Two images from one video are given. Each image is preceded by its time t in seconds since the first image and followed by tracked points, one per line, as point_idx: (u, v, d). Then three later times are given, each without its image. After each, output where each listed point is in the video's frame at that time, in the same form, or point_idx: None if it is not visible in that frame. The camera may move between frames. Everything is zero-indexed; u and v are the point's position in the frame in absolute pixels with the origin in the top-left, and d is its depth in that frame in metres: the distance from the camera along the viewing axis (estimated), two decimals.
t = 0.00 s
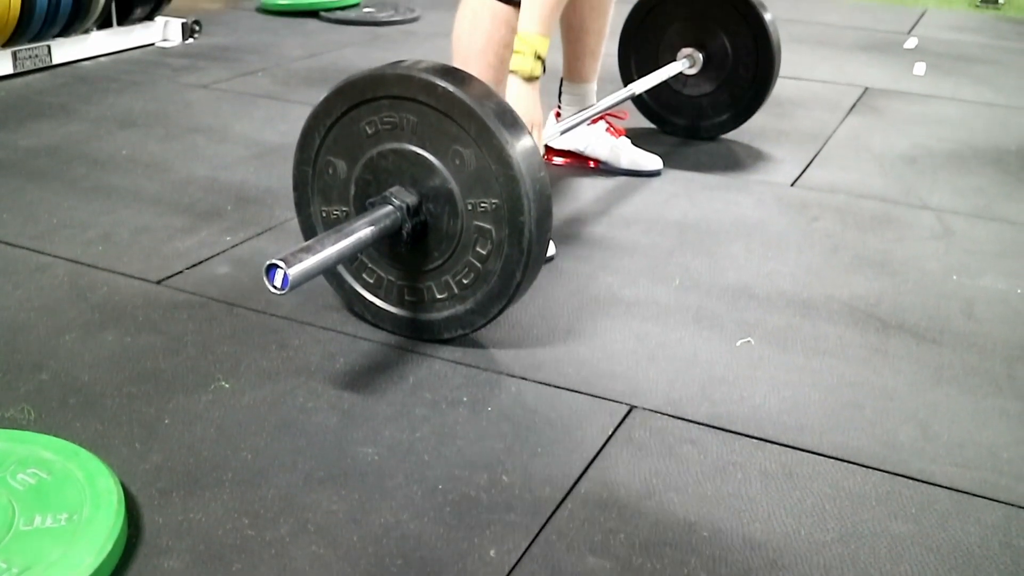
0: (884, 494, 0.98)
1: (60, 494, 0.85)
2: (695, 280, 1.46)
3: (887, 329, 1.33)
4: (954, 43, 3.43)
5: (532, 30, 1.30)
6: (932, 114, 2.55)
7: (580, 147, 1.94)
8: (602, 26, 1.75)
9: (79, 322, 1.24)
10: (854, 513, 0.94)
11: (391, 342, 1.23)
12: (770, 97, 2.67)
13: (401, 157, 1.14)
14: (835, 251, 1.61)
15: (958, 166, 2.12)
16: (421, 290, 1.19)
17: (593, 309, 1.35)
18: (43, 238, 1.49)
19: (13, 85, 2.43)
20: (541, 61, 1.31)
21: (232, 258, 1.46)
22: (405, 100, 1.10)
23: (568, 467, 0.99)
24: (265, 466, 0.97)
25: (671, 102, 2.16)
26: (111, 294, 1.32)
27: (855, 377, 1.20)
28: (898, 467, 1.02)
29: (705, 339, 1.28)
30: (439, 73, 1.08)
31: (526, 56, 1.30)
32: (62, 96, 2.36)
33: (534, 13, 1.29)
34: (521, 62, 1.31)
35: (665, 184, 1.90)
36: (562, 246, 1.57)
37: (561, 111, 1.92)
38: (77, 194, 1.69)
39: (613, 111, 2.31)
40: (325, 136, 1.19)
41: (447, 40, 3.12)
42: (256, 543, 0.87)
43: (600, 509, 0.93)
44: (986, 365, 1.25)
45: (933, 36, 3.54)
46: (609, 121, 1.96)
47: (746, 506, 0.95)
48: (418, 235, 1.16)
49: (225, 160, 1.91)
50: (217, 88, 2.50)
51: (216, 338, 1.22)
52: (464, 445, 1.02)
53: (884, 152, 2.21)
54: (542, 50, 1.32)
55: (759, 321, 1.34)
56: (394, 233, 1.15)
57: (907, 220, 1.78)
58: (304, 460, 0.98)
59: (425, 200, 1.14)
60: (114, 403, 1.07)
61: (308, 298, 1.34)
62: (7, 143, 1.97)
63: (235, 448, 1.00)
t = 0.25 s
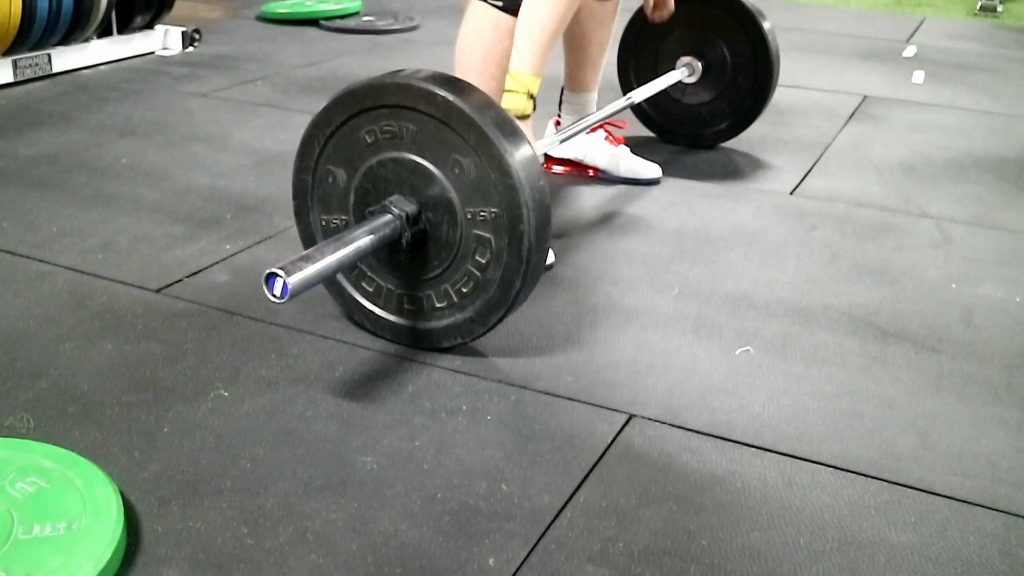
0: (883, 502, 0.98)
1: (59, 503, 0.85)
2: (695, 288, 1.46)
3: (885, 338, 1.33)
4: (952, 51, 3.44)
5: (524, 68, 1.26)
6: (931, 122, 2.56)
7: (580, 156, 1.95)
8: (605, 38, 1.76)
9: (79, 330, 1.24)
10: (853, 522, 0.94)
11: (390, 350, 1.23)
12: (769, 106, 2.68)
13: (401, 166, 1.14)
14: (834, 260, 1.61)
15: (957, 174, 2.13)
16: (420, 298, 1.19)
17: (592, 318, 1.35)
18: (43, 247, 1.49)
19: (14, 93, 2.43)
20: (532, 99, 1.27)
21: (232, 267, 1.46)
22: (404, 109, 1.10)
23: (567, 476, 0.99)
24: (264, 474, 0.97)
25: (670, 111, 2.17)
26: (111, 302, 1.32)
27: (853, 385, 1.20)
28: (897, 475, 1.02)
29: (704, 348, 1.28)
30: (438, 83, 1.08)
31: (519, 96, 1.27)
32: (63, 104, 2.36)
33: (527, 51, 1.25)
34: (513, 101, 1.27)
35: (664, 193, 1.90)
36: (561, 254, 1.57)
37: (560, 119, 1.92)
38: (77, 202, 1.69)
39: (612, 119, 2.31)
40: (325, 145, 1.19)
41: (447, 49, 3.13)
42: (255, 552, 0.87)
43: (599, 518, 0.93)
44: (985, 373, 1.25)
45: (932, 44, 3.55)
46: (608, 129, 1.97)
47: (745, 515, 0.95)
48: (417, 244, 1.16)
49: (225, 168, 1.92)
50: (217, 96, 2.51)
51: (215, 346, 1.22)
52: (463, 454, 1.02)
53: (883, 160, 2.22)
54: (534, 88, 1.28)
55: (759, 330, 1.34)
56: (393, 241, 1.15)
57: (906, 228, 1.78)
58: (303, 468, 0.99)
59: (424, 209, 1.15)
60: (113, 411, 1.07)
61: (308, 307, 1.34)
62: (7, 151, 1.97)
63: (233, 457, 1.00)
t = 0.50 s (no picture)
0: (882, 510, 0.98)
1: (58, 513, 0.85)
2: (693, 297, 1.47)
3: (884, 346, 1.34)
4: (950, 59, 3.45)
5: (513, 92, 1.22)
6: (929, 130, 2.56)
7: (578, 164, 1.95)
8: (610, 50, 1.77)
9: (78, 340, 1.24)
10: (852, 530, 0.94)
11: (389, 359, 1.24)
12: (767, 114, 2.68)
13: (400, 176, 1.14)
14: (832, 268, 1.61)
15: (955, 182, 2.13)
16: (419, 307, 1.19)
17: (591, 326, 1.35)
18: (42, 256, 1.50)
19: (13, 103, 2.44)
20: (522, 124, 1.24)
21: (232, 276, 1.46)
22: (403, 119, 1.11)
23: (566, 485, 0.99)
24: (263, 484, 0.97)
25: (669, 119, 2.17)
26: (110, 311, 1.33)
27: (852, 393, 1.20)
28: (895, 483, 1.02)
29: (703, 356, 1.28)
30: (437, 92, 1.09)
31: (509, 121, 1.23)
32: (62, 114, 2.37)
33: (516, 75, 1.22)
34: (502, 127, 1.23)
35: (662, 201, 1.90)
36: (560, 263, 1.58)
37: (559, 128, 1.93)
38: (77, 212, 1.69)
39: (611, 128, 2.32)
40: (323, 155, 1.19)
41: (446, 58, 3.14)
42: (254, 562, 0.87)
43: (598, 527, 0.93)
44: (984, 381, 1.25)
45: (930, 52, 3.56)
46: (606, 139, 1.98)
47: (744, 523, 0.95)
48: (416, 253, 1.16)
49: (224, 177, 1.92)
50: (217, 105, 2.51)
51: (214, 356, 1.22)
52: (462, 463, 1.02)
53: (881, 168, 2.22)
54: (524, 111, 1.24)
55: (758, 338, 1.34)
56: (392, 251, 1.15)
57: (904, 236, 1.79)
58: (302, 478, 0.99)
59: (423, 218, 1.15)
60: (113, 421, 1.07)
61: (307, 316, 1.34)
62: (7, 161, 1.98)
63: (232, 466, 1.00)
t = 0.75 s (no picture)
0: (882, 525, 0.98)
1: (57, 529, 0.85)
2: (692, 311, 1.47)
3: (883, 359, 1.34)
4: (947, 72, 3.46)
5: (508, 110, 1.23)
6: (927, 143, 2.57)
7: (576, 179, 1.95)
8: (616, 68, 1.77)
9: (77, 355, 1.24)
10: (852, 545, 0.94)
11: (388, 374, 1.23)
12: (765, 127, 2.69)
13: (398, 191, 1.15)
14: (831, 281, 1.62)
15: (953, 195, 2.14)
16: (418, 323, 1.19)
17: (590, 341, 1.35)
18: (42, 272, 1.50)
19: (13, 118, 2.44)
20: (519, 141, 1.25)
21: (231, 291, 1.46)
22: (402, 135, 1.11)
23: (566, 500, 0.99)
24: (262, 500, 0.97)
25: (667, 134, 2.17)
26: (109, 327, 1.33)
27: (851, 407, 1.20)
28: (895, 497, 1.02)
29: (702, 370, 1.28)
30: (436, 108, 1.09)
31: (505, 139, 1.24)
32: (63, 129, 2.38)
33: (511, 93, 1.22)
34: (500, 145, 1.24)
35: (661, 215, 1.91)
36: (559, 278, 1.58)
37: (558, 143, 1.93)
38: (76, 227, 1.70)
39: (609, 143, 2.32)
40: (322, 171, 1.20)
41: (445, 72, 3.15)
42: None
43: (598, 542, 0.93)
44: (983, 394, 1.25)
45: (927, 65, 3.57)
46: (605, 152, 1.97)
47: (744, 538, 0.94)
48: (415, 268, 1.16)
49: (224, 192, 1.92)
50: (217, 120, 2.52)
51: (214, 371, 1.22)
52: (461, 478, 1.02)
53: (880, 181, 2.23)
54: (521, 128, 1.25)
55: (757, 352, 1.34)
56: (391, 266, 1.15)
57: (903, 249, 1.79)
58: (301, 494, 0.99)
59: (422, 233, 1.15)
60: (112, 437, 1.07)
61: (306, 331, 1.34)
62: (6, 176, 1.98)
63: (231, 482, 1.00)
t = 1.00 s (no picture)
0: (879, 538, 0.98)
1: (54, 543, 0.85)
2: (690, 324, 1.47)
3: (881, 373, 1.34)
4: (945, 86, 3.48)
5: (511, 125, 1.24)
6: (925, 156, 2.58)
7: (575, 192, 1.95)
8: (626, 88, 1.76)
9: (75, 368, 1.24)
10: (849, 559, 0.94)
11: (386, 388, 1.24)
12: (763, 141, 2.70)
13: (398, 205, 1.15)
14: (829, 295, 1.62)
15: (951, 209, 2.14)
16: (416, 336, 1.20)
17: (588, 354, 1.36)
18: (40, 284, 1.50)
19: (13, 131, 2.45)
20: (522, 156, 1.26)
21: (229, 304, 1.46)
22: (402, 149, 1.12)
23: (563, 513, 0.99)
24: (260, 513, 0.97)
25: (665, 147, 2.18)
26: (108, 340, 1.33)
27: (849, 421, 1.21)
28: (892, 511, 1.02)
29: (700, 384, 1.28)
30: (435, 122, 1.10)
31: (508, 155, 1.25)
32: (62, 142, 2.38)
33: (513, 109, 1.23)
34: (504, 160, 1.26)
35: (659, 229, 1.91)
36: (557, 291, 1.58)
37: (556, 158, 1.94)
38: (75, 240, 1.70)
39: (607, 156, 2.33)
40: (322, 184, 1.20)
41: (444, 86, 3.16)
42: None
43: (595, 556, 0.93)
44: (981, 408, 1.25)
45: (925, 80, 3.59)
46: (605, 164, 1.95)
47: (741, 552, 0.95)
48: (414, 282, 1.17)
49: (223, 205, 1.93)
50: (216, 133, 2.53)
51: (211, 384, 1.22)
52: (458, 491, 1.02)
53: (878, 195, 2.24)
54: (524, 143, 1.26)
55: (755, 366, 1.35)
56: (390, 279, 1.16)
57: (900, 263, 1.79)
58: (299, 507, 0.98)
59: (421, 247, 1.15)
60: (109, 450, 1.07)
61: (304, 344, 1.34)
62: (6, 189, 1.98)
63: (229, 495, 1.00)
